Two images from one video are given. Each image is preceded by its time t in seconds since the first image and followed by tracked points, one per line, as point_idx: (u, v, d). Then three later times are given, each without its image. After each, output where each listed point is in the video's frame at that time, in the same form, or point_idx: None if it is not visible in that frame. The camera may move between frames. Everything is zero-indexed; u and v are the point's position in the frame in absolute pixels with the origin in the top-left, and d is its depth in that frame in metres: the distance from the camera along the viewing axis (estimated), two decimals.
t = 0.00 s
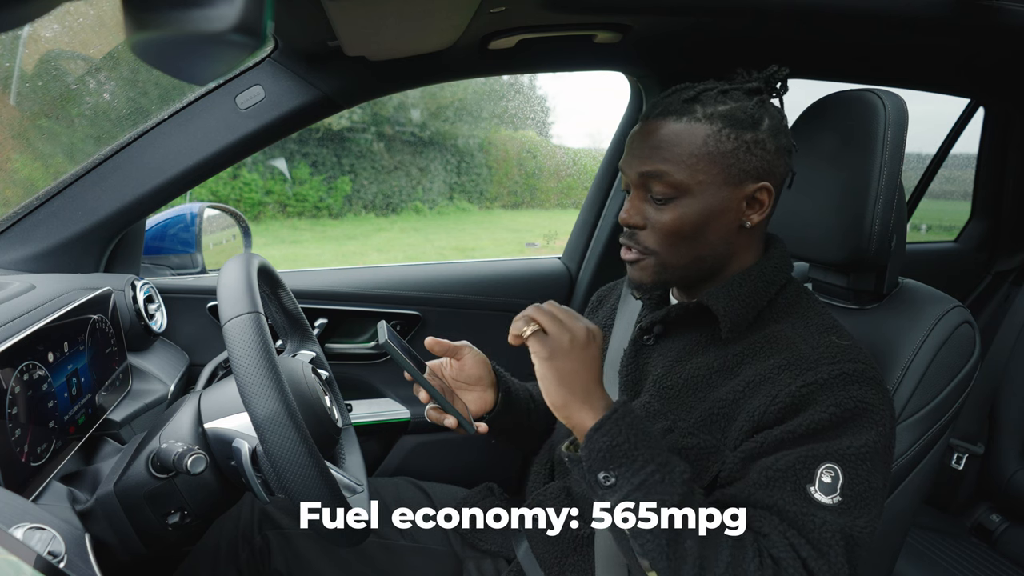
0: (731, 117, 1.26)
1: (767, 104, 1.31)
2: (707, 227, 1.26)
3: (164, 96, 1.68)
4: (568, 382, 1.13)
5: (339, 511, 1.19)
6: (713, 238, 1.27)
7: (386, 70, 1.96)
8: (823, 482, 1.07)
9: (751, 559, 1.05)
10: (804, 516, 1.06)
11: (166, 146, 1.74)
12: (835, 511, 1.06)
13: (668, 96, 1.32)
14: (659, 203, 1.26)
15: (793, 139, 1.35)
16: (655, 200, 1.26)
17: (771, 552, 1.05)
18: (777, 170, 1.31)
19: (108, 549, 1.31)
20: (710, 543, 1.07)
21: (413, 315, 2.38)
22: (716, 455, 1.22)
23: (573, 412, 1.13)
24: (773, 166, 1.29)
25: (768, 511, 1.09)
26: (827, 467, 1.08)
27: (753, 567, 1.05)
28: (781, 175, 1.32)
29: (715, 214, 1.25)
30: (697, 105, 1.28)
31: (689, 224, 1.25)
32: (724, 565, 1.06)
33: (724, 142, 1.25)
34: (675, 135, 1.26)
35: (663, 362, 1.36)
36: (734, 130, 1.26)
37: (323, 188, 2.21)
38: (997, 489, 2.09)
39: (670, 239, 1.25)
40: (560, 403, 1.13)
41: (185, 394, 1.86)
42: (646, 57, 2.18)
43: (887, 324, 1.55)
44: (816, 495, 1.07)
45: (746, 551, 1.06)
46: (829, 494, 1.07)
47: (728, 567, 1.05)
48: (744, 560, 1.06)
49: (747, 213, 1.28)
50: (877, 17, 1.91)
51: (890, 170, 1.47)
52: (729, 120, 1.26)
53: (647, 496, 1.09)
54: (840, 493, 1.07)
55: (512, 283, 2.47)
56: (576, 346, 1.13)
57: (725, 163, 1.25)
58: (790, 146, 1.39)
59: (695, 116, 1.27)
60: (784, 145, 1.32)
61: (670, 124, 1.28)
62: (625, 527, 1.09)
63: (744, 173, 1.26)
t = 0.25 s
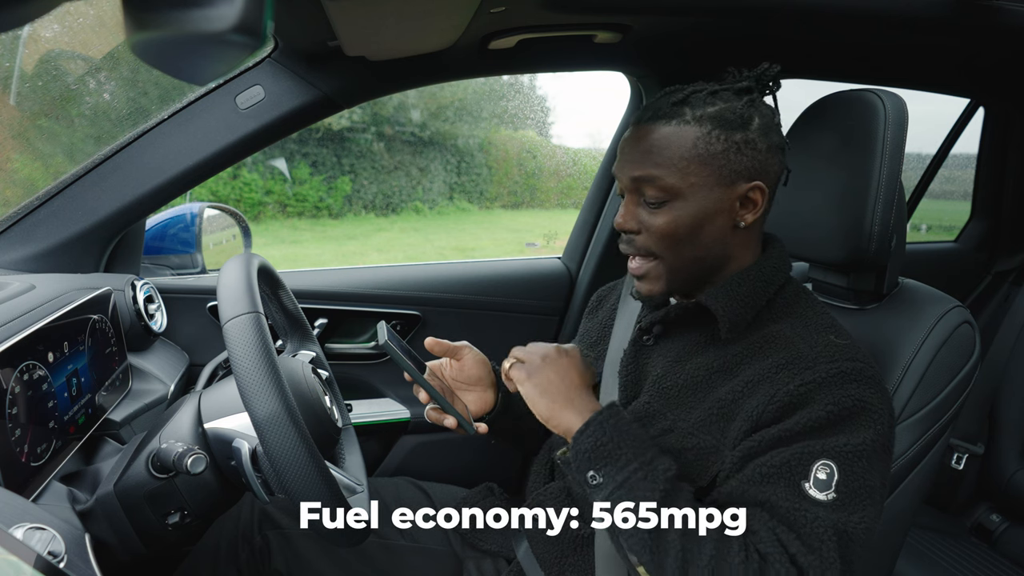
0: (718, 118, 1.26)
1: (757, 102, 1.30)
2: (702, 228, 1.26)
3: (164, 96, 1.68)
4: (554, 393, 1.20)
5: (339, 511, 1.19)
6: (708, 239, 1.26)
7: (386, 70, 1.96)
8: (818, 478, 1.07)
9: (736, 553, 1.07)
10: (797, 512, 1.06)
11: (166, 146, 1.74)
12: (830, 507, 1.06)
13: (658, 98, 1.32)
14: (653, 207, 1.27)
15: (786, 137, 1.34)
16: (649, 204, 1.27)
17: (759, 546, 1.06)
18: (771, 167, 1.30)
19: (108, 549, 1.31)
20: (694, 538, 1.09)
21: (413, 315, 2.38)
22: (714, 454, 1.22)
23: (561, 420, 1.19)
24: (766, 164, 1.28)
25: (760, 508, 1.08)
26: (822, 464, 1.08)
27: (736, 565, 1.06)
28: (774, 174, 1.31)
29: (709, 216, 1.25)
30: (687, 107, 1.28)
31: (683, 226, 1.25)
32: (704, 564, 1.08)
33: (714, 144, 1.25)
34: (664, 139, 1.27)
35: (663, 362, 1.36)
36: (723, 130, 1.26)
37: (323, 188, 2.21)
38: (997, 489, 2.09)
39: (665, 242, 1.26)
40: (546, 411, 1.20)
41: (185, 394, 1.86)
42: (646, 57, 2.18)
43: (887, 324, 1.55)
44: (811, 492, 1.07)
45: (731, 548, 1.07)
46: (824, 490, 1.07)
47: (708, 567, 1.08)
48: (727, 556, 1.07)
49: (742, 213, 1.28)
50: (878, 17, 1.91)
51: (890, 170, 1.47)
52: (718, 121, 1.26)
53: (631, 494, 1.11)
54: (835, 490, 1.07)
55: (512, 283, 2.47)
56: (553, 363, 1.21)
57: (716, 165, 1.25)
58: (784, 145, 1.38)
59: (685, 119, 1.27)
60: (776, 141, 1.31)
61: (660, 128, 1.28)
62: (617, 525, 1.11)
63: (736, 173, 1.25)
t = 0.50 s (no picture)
0: (724, 116, 1.26)
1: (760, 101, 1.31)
2: (706, 222, 1.26)
3: (164, 96, 1.68)
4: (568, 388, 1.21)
5: (339, 511, 1.19)
6: (712, 234, 1.26)
7: (386, 70, 1.96)
8: (819, 480, 1.07)
9: (746, 555, 1.04)
10: (801, 514, 1.06)
11: (166, 146, 1.74)
12: (832, 509, 1.06)
13: (664, 95, 1.32)
14: (658, 201, 1.27)
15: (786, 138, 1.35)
16: (654, 198, 1.27)
17: (767, 548, 1.05)
18: (772, 165, 1.30)
19: (108, 549, 1.31)
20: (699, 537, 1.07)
21: (413, 315, 2.38)
22: (714, 454, 1.22)
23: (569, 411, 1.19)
24: (769, 161, 1.29)
25: (764, 509, 1.08)
26: (824, 465, 1.08)
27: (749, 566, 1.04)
28: (776, 173, 1.31)
29: (714, 210, 1.25)
30: (692, 105, 1.28)
31: (688, 220, 1.25)
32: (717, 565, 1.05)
33: (719, 140, 1.25)
34: (670, 134, 1.27)
35: (662, 362, 1.36)
36: (729, 128, 1.26)
37: (323, 188, 2.21)
38: (997, 490, 2.09)
39: (670, 235, 1.25)
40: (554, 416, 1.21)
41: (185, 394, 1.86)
42: (646, 57, 2.18)
43: (887, 324, 1.55)
44: (813, 493, 1.07)
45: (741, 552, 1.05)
46: (826, 492, 1.07)
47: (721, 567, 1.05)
48: (737, 557, 1.05)
49: (745, 209, 1.28)
50: (879, 17, 1.91)
51: (890, 170, 1.47)
52: (724, 118, 1.26)
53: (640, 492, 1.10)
54: (836, 491, 1.07)
55: (512, 283, 2.47)
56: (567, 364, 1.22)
57: (722, 160, 1.25)
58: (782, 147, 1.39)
59: (690, 116, 1.27)
60: (777, 140, 1.31)
61: (665, 125, 1.28)
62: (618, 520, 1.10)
63: (741, 169, 1.26)
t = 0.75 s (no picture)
0: (757, 114, 1.25)
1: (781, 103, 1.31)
2: (735, 220, 1.25)
3: (164, 96, 1.68)
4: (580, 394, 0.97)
5: (339, 511, 1.19)
6: (737, 232, 1.27)
7: (386, 70, 1.96)
8: (830, 485, 1.06)
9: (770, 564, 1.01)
10: (816, 524, 1.04)
11: (166, 146, 1.74)
12: (845, 516, 1.05)
13: (698, 86, 1.28)
14: (690, 194, 1.24)
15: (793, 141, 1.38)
16: (687, 191, 1.24)
17: (789, 561, 1.02)
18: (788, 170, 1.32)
19: (108, 549, 1.31)
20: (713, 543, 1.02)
21: (413, 315, 2.38)
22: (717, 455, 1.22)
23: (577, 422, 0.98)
24: (788, 166, 1.30)
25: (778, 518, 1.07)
26: (833, 470, 1.07)
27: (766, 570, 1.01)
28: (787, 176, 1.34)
29: (743, 209, 1.25)
30: (726, 100, 1.25)
31: (720, 216, 1.24)
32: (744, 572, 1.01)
33: (754, 138, 1.24)
34: (705, 125, 1.24)
35: (664, 362, 1.36)
36: (762, 127, 1.25)
37: (323, 188, 2.21)
38: (997, 490, 2.09)
39: (700, 230, 1.24)
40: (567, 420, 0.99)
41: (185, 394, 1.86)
42: (646, 57, 2.18)
43: (887, 324, 1.55)
44: (825, 500, 1.06)
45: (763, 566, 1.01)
46: (838, 498, 1.06)
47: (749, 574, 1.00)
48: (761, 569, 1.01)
49: (765, 210, 1.29)
50: (879, 17, 1.91)
51: (890, 170, 1.47)
52: (757, 117, 1.25)
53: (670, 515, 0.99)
54: (849, 496, 1.06)
55: (512, 283, 2.47)
56: (585, 367, 0.96)
57: (755, 159, 1.24)
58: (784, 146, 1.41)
59: (726, 111, 1.24)
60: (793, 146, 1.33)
61: (697, 116, 1.25)
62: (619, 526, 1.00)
63: (770, 169, 1.26)
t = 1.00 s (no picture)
0: (777, 116, 1.26)
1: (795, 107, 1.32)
2: (754, 220, 1.25)
3: (164, 96, 1.68)
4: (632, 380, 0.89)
5: (339, 511, 1.19)
6: (754, 233, 1.26)
7: (386, 70, 1.96)
8: (840, 490, 1.07)
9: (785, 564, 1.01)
10: (829, 532, 1.04)
11: (166, 146, 1.74)
12: (856, 521, 1.05)
13: (719, 85, 1.29)
14: (712, 191, 1.24)
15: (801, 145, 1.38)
16: (709, 187, 1.24)
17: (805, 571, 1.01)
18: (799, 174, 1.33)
19: (108, 549, 1.31)
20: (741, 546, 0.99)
21: (413, 315, 2.38)
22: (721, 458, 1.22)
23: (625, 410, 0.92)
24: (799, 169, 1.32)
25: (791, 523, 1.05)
26: (842, 475, 1.08)
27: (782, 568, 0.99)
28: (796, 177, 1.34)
29: (762, 210, 1.25)
30: (747, 100, 1.26)
31: (740, 215, 1.23)
32: None
33: (775, 140, 1.25)
34: (727, 124, 1.24)
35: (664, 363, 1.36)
36: (780, 129, 1.26)
37: (323, 188, 2.21)
38: (997, 489, 2.09)
39: (719, 229, 1.23)
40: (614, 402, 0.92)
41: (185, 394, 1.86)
42: (646, 57, 2.18)
43: (887, 324, 1.55)
44: (836, 504, 1.06)
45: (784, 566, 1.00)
46: (849, 502, 1.06)
47: None
48: None
49: (779, 211, 1.30)
50: (879, 17, 1.91)
51: (890, 170, 1.47)
52: (776, 118, 1.26)
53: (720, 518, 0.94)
54: (860, 501, 1.06)
55: (513, 283, 2.47)
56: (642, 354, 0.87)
57: (776, 161, 1.25)
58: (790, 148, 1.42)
59: (748, 111, 1.25)
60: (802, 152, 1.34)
61: (719, 116, 1.26)
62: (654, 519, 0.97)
63: (788, 172, 1.27)
